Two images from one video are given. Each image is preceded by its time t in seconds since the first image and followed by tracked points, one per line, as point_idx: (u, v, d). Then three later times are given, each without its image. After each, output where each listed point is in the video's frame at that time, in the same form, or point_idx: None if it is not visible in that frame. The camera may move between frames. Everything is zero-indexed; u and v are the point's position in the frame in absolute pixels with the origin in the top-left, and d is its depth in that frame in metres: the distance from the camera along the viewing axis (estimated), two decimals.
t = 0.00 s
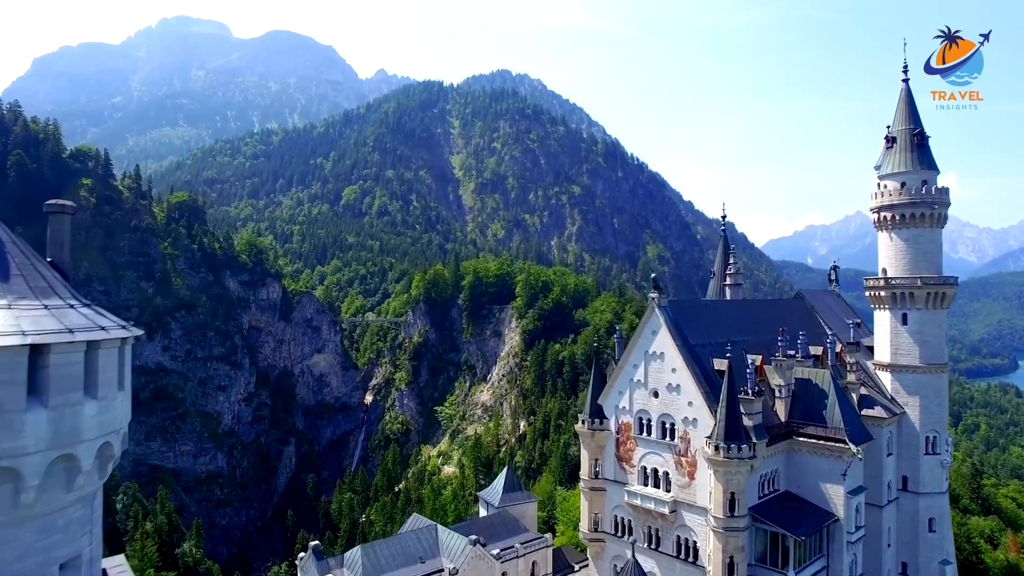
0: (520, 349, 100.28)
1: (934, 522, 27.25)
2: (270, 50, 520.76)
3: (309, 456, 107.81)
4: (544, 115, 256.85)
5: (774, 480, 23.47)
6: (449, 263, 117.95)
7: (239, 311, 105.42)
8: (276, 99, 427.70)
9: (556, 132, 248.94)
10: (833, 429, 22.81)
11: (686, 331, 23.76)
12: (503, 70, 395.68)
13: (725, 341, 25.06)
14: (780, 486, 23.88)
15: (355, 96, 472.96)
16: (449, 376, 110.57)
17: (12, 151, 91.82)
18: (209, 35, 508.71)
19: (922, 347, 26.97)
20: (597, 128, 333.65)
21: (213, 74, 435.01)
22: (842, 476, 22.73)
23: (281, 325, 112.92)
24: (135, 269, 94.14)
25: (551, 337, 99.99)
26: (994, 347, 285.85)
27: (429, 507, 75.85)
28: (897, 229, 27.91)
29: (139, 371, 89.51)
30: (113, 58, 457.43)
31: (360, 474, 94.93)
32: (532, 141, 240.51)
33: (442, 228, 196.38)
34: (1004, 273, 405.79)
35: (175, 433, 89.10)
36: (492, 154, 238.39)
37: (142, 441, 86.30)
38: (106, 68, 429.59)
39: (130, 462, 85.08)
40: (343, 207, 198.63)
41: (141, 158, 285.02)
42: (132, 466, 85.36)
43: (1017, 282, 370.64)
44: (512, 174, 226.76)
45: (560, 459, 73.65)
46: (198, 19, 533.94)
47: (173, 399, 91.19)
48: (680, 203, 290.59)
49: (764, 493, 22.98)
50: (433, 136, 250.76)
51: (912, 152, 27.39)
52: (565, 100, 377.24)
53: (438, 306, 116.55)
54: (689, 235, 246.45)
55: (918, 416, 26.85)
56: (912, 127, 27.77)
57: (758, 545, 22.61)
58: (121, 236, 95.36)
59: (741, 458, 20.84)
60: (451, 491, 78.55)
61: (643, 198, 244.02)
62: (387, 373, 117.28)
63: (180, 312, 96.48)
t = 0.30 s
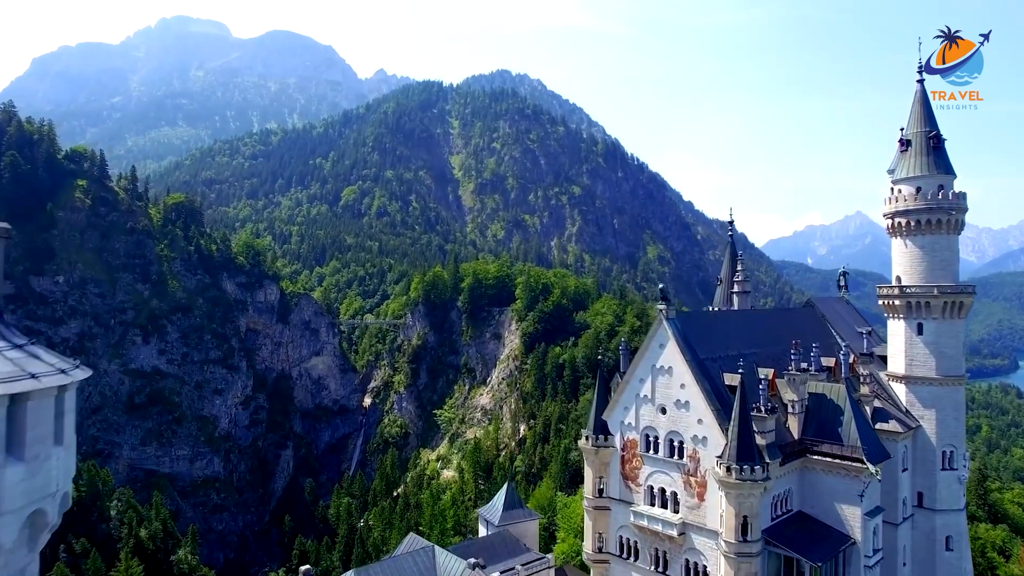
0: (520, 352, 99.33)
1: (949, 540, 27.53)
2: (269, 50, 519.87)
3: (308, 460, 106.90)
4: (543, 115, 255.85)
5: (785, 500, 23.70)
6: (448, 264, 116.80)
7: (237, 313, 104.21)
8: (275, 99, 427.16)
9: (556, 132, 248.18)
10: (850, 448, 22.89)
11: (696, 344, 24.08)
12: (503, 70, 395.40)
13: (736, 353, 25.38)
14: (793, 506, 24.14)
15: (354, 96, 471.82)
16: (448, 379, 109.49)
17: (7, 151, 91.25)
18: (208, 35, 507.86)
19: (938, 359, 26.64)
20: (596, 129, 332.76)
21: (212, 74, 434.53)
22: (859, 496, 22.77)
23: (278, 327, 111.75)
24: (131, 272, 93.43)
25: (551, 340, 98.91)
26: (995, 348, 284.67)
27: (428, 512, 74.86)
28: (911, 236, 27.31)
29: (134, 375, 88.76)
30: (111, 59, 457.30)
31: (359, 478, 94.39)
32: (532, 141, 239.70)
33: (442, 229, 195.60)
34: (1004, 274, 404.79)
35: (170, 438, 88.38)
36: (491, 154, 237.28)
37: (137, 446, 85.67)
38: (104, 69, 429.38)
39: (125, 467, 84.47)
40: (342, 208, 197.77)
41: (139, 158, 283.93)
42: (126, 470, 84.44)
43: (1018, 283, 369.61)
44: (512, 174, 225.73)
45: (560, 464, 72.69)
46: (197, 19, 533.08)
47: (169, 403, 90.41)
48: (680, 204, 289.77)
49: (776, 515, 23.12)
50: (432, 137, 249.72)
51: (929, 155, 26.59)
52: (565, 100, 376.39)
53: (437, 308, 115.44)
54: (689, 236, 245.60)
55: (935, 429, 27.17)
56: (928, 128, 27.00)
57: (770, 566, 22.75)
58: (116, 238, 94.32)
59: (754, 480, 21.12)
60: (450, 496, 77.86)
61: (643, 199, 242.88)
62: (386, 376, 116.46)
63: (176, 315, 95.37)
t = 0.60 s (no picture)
0: (520, 355, 98.34)
1: (969, 559, 27.75)
2: (269, 51, 518.68)
3: (305, 464, 106.00)
4: (543, 115, 254.88)
5: (801, 522, 23.81)
6: (447, 266, 115.67)
7: (234, 316, 102.96)
8: (274, 99, 426.33)
9: (556, 133, 247.24)
10: (868, 469, 22.85)
11: (706, 358, 23.66)
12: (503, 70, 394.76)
13: (746, 367, 25.03)
14: (808, 528, 24.25)
15: (354, 96, 470.62)
16: (447, 382, 108.39)
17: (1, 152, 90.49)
18: (207, 35, 506.85)
19: (955, 373, 26.99)
20: (596, 129, 331.66)
21: (211, 74, 433.44)
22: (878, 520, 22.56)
23: (276, 330, 110.49)
24: (127, 274, 92.41)
25: (552, 343, 97.99)
26: (995, 348, 283.80)
27: (427, 518, 73.96)
28: (926, 243, 27.53)
29: (129, 379, 87.83)
30: (111, 58, 456.64)
31: (357, 482, 93.70)
32: (531, 142, 238.79)
33: (441, 230, 194.90)
34: (1005, 275, 403.98)
35: (166, 443, 87.27)
36: (491, 154, 236.14)
37: (132, 450, 84.78)
38: (104, 69, 428.70)
39: (119, 472, 83.57)
40: (341, 208, 196.78)
41: (137, 158, 282.93)
42: (121, 475, 83.52)
43: (1018, 283, 368.83)
44: (512, 175, 224.74)
45: (561, 469, 71.74)
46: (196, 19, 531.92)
47: (165, 407, 89.31)
48: (680, 204, 289.15)
49: (790, 538, 23.30)
50: (431, 137, 248.80)
51: (945, 160, 26.74)
52: (565, 101, 375.54)
53: (436, 311, 114.26)
54: (689, 237, 244.74)
55: (954, 443, 27.43)
56: (945, 133, 27.16)
57: None
58: (112, 239, 93.23)
59: (768, 504, 20.61)
60: (449, 501, 77.18)
61: (643, 199, 241.87)
62: (384, 379, 115.44)
63: (172, 318, 94.26)
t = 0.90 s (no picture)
0: (520, 358, 97.32)
1: None
2: (268, 51, 517.65)
3: (303, 468, 104.95)
4: (543, 115, 253.93)
5: (817, 547, 23.57)
6: (446, 268, 114.55)
7: (231, 318, 101.82)
8: (274, 99, 425.56)
9: (555, 133, 246.32)
10: (890, 491, 22.67)
11: (717, 374, 23.17)
12: (503, 70, 393.91)
13: (758, 381, 24.59)
14: (823, 554, 24.05)
15: (353, 96, 469.54)
16: (446, 385, 107.43)
17: None
18: (207, 35, 506.26)
19: (974, 386, 27.16)
20: (596, 129, 330.74)
21: (211, 74, 432.78)
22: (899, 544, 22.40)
23: (273, 332, 109.33)
24: (122, 276, 91.35)
25: (552, 346, 97.09)
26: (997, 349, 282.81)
27: (426, 524, 73.04)
28: (943, 250, 27.77)
29: (124, 383, 86.74)
30: (110, 58, 456.07)
31: (355, 486, 92.83)
32: (531, 142, 237.76)
33: (441, 230, 194.19)
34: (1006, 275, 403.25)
35: (162, 447, 86.18)
36: (491, 155, 234.98)
37: (127, 455, 83.77)
38: (103, 69, 428.01)
39: (114, 477, 82.56)
40: (340, 209, 195.65)
41: (136, 159, 281.91)
42: (116, 480, 82.45)
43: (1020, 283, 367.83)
44: (512, 175, 223.69)
45: (561, 474, 70.71)
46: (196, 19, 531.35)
47: (161, 411, 88.27)
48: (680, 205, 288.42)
49: (807, 562, 22.95)
50: (431, 137, 247.79)
51: (964, 164, 26.94)
52: (565, 101, 374.83)
53: (435, 313, 113.20)
54: (689, 237, 243.82)
55: (972, 460, 27.53)
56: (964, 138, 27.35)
57: None
58: (107, 241, 92.23)
59: (785, 531, 19.86)
60: (449, 507, 76.38)
61: (644, 199, 240.81)
62: (383, 383, 114.49)
63: (168, 320, 93.18)
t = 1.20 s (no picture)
0: (520, 362, 96.33)
1: None
2: (268, 51, 517.12)
3: (301, 472, 103.94)
4: (543, 116, 253.14)
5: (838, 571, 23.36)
6: (445, 270, 113.48)
7: (228, 321, 100.64)
8: (273, 99, 425.31)
9: (555, 133, 245.54)
10: (913, 517, 22.68)
11: (730, 393, 22.51)
12: (503, 71, 393.42)
13: (771, 397, 23.98)
14: None
15: (353, 96, 468.19)
16: (445, 388, 106.42)
17: None
18: (207, 35, 505.72)
19: (996, 401, 27.12)
20: (596, 129, 330.10)
21: (210, 74, 432.05)
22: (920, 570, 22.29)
23: (271, 335, 108.17)
24: (118, 279, 90.30)
25: (552, 349, 95.98)
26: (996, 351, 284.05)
27: (425, 530, 71.90)
28: (962, 259, 27.48)
29: (120, 387, 85.70)
30: (110, 58, 455.81)
31: (354, 491, 91.82)
32: (531, 142, 236.78)
33: (440, 231, 193.50)
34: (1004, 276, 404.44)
35: (158, 452, 85.15)
36: (490, 155, 234.02)
37: (123, 460, 82.80)
38: (103, 69, 427.61)
39: (109, 482, 81.54)
40: (339, 209, 194.48)
41: (135, 159, 281.07)
42: (110, 485, 81.45)
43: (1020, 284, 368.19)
44: (512, 175, 222.71)
45: (562, 479, 69.68)
46: (195, 19, 530.56)
47: (157, 415, 87.24)
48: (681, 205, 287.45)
49: None
50: (431, 138, 246.84)
51: (985, 170, 26.74)
52: (565, 101, 373.94)
53: (434, 315, 112.07)
54: (690, 237, 242.98)
55: (994, 478, 27.35)
56: (985, 142, 27.16)
57: None
58: (102, 243, 91.19)
59: (804, 563, 19.15)
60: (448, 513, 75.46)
61: (644, 200, 239.85)
62: (382, 386, 113.56)
63: (165, 323, 92.13)
